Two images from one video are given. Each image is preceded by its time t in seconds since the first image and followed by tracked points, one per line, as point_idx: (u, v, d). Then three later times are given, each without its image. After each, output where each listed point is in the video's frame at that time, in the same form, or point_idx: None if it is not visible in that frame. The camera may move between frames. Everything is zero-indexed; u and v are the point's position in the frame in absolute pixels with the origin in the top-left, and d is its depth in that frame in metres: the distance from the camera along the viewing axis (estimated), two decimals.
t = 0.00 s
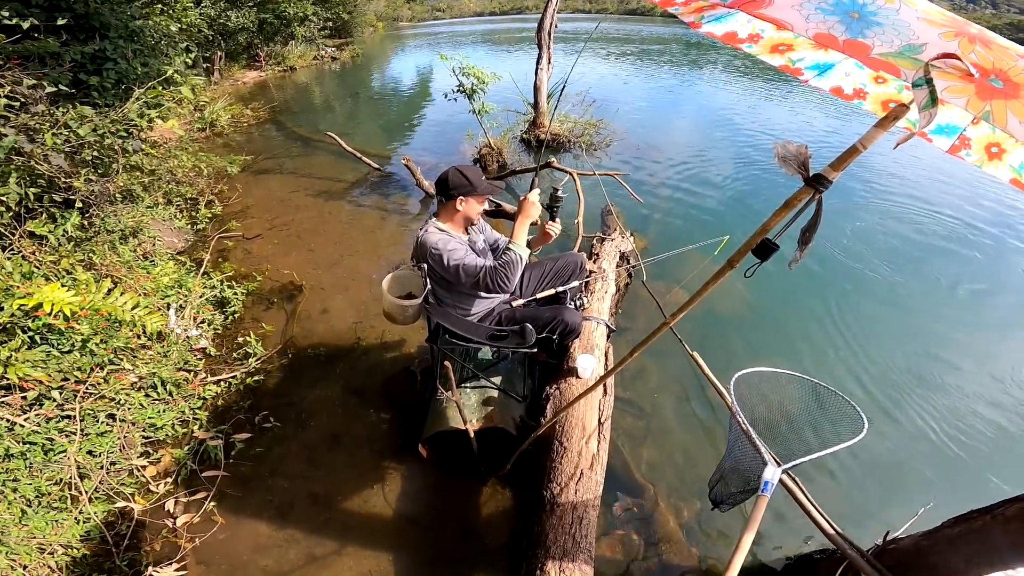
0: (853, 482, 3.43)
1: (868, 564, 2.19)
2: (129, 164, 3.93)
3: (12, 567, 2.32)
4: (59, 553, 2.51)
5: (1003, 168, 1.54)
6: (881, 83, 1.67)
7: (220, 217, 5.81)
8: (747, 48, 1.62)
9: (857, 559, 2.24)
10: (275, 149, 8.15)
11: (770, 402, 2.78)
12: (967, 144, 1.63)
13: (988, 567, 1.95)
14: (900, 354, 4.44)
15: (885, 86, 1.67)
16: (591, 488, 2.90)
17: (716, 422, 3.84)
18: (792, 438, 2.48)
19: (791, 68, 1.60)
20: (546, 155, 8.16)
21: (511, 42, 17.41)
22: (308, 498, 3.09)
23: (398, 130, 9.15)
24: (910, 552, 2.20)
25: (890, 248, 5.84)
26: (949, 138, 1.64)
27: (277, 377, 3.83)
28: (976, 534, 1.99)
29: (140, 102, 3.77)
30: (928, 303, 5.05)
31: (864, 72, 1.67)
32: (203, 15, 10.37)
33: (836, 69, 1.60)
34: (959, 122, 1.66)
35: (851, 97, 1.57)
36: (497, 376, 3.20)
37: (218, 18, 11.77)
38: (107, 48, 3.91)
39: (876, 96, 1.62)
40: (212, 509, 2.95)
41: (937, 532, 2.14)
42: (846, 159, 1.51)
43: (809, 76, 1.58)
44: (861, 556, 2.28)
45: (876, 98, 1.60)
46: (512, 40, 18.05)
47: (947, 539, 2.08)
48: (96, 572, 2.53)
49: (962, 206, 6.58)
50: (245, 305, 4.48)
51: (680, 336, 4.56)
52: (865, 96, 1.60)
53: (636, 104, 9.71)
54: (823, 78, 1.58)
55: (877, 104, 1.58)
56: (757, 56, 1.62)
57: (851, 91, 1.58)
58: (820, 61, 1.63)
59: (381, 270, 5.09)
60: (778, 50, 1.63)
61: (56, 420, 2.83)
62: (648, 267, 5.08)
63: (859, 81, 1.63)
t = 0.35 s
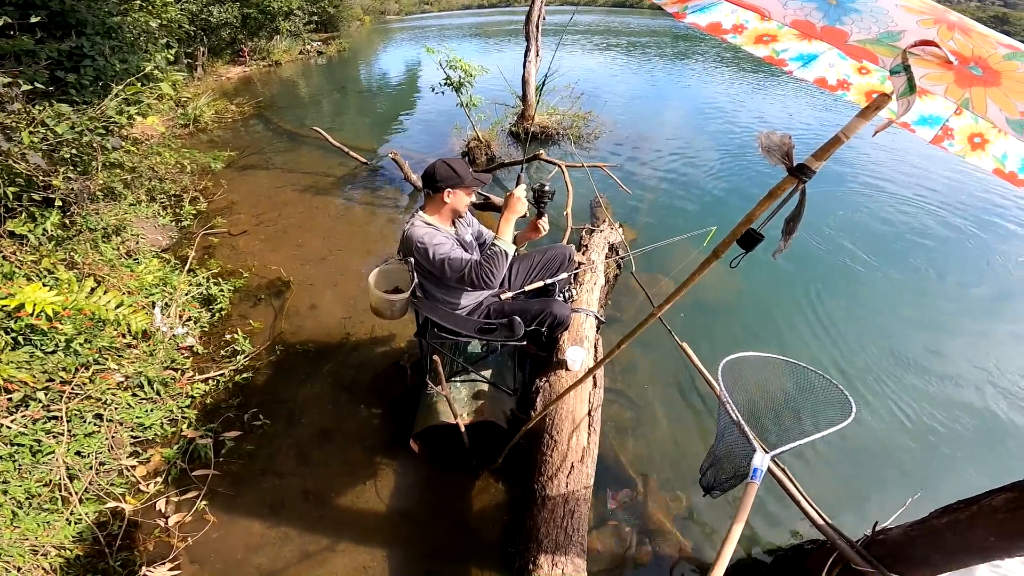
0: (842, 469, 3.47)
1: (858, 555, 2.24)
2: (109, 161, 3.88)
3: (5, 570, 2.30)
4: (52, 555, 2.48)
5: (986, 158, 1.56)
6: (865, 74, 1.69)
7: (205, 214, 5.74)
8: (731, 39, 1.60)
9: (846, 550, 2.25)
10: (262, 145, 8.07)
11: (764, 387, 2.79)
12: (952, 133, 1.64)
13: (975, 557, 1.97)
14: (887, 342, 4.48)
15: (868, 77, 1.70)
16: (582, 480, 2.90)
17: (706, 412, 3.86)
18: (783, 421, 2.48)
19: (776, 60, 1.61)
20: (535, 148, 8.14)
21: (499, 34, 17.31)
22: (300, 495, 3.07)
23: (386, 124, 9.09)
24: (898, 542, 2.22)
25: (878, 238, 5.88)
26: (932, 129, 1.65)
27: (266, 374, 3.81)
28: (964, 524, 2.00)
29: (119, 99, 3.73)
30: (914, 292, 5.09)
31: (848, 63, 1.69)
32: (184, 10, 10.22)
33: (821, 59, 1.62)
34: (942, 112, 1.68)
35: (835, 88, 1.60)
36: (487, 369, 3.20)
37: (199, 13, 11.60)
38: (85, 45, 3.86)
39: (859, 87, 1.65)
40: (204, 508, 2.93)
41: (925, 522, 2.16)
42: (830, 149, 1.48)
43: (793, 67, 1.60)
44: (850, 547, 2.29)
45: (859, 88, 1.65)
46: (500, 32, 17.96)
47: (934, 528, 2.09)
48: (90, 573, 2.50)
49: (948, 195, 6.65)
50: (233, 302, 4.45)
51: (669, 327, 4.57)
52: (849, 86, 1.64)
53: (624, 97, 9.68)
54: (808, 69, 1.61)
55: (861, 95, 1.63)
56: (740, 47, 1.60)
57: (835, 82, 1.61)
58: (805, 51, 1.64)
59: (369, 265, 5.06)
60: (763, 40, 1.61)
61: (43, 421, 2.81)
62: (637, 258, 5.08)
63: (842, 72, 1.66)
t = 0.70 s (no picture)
0: (846, 463, 3.47)
1: (862, 553, 2.23)
2: (111, 157, 3.89)
3: (13, 565, 2.31)
4: (59, 550, 2.49)
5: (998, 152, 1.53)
6: (872, 67, 1.62)
7: (208, 209, 5.75)
8: (737, 31, 1.60)
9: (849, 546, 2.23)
10: (264, 139, 8.07)
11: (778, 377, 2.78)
12: (962, 127, 1.61)
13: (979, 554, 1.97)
14: (893, 336, 4.46)
15: (876, 70, 1.63)
16: (586, 475, 2.90)
17: (710, 407, 3.85)
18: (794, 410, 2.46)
19: (784, 53, 1.57)
20: (538, 141, 8.10)
21: (501, 28, 17.23)
22: (304, 490, 3.08)
23: (388, 118, 9.07)
24: (902, 539, 2.20)
25: (883, 232, 5.85)
26: (941, 122, 1.62)
27: (270, 368, 3.81)
28: (968, 523, 1.98)
29: (121, 95, 3.73)
30: (920, 286, 5.06)
31: (856, 55, 1.61)
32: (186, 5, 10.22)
33: (829, 50, 1.54)
34: (953, 104, 1.64)
35: (842, 82, 1.54)
36: (490, 364, 3.19)
37: (201, 8, 11.60)
38: (85, 42, 3.86)
39: (868, 80, 1.58)
40: (209, 503, 2.94)
41: (929, 519, 2.14)
42: (841, 141, 1.46)
43: (800, 60, 1.54)
44: (854, 544, 2.28)
45: (868, 81, 1.58)
46: (502, 26, 17.89)
47: (938, 526, 2.08)
48: (96, 569, 2.51)
49: (954, 189, 6.61)
50: (236, 296, 4.46)
51: (673, 321, 4.55)
52: (856, 79, 1.57)
53: (628, 90, 9.62)
54: (816, 62, 1.53)
55: (869, 88, 1.56)
56: (747, 39, 1.59)
57: (843, 75, 1.55)
58: (813, 43, 1.56)
59: (372, 259, 5.06)
60: (769, 32, 1.59)
61: (49, 417, 2.81)
62: (641, 252, 5.06)
63: (851, 64, 1.58)
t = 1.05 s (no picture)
0: (853, 464, 3.45)
1: (867, 554, 2.23)
2: (120, 154, 3.91)
3: (20, 560, 2.33)
4: (65, 546, 2.51)
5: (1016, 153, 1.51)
6: (887, 65, 1.57)
7: (216, 205, 5.77)
8: (749, 28, 1.60)
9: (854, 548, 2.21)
10: (272, 136, 8.10)
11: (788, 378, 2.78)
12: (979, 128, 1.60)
13: (985, 556, 1.95)
14: (902, 337, 4.42)
15: (891, 68, 1.57)
16: (591, 475, 2.88)
17: (716, 406, 3.83)
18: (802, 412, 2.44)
19: (796, 50, 1.55)
20: (544, 139, 8.08)
21: (508, 26, 17.18)
22: (309, 487, 3.09)
23: (395, 116, 9.07)
24: (909, 541, 2.18)
25: (891, 231, 5.80)
26: (957, 122, 1.61)
27: (276, 365, 3.82)
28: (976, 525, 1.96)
29: (130, 92, 3.74)
30: (929, 286, 5.01)
31: (869, 53, 1.57)
32: (195, 2, 10.26)
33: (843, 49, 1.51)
34: (969, 105, 1.63)
35: (856, 81, 1.50)
36: (496, 362, 3.19)
37: (209, 6, 11.65)
38: (95, 39, 3.88)
39: (882, 79, 1.53)
40: (214, 499, 2.96)
41: (936, 521, 2.12)
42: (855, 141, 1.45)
43: (812, 58, 1.52)
44: (858, 545, 2.27)
45: (882, 80, 1.53)
46: (509, 24, 17.84)
47: (945, 528, 2.06)
48: (102, 564, 2.54)
49: (965, 189, 6.53)
50: (243, 293, 4.47)
51: (680, 320, 4.53)
52: (870, 77, 1.52)
53: (635, 88, 9.58)
54: (828, 60, 1.50)
55: (883, 87, 1.51)
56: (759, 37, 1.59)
57: (856, 73, 1.51)
58: (825, 42, 1.53)
59: (378, 256, 5.07)
60: (782, 31, 1.57)
61: (56, 413, 2.83)
62: (648, 251, 5.04)
63: (864, 62, 1.54)
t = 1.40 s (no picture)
0: (854, 469, 3.45)
1: (869, 559, 2.16)
2: (124, 157, 3.92)
3: (18, 563, 2.32)
4: (64, 549, 2.51)
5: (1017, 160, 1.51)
6: (890, 72, 1.62)
7: (219, 209, 5.79)
8: (749, 35, 1.59)
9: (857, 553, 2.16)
10: (274, 140, 8.12)
11: (786, 380, 2.81)
12: (980, 133, 1.59)
13: (987, 561, 1.92)
14: (904, 342, 4.42)
15: (894, 74, 1.63)
16: (592, 480, 2.88)
17: (717, 412, 3.82)
18: (800, 414, 2.47)
19: (798, 57, 1.56)
20: (546, 144, 8.10)
21: (510, 30, 17.23)
22: (309, 491, 3.09)
23: (397, 120, 9.10)
24: (909, 547, 2.18)
25: (892, 237, 5.80)
26: (959, 128, 1.62)
27: (277, 369, 3.83)
28: (977, 531, 1.96)
29: (134, 95, 3.76)
30: (930, 292, 5.01)
31: (873, 60, 1.63)
32: (199, 6, 10.31)
33: (845, 56, 1.56)
34: (971, 110, 1.63)
35: (858, 87, 1.55)
36: (497, 367, 3.19)
37: (213, 9, 11.69)
38: (100, 42, 3.90)
39: (884, 85, 1.58)
40: (214, 503, 2.96)
41: (937, 527, 2.12)
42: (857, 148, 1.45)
43: (815, 64, 1.56)
44: (859, 550, 2.20)
45: (884, 86, 1.58)
46: (511, 28, 17.89)
47: (946, 534, 2.06)
48: (100, 567, 2.53)
49: (967, 195, 6.54)
50: (245, 296, 4.48)
51: (681, 326, 4.53)
52: (872, 84, 1.58)
53: (637, 93, 9.61)
54: (830, 67, 1.56)
55: (885, 93, 1.55)
56: (758, 44, 1.58)
57: (858, 80, 1.56)
58: (828, 48, 1.58)
59: (380, 260, 5.07)
60: (783, 37, 1.58)
61: (57, 416, 2.82)
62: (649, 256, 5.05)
63: (867, 69, 1.60)
